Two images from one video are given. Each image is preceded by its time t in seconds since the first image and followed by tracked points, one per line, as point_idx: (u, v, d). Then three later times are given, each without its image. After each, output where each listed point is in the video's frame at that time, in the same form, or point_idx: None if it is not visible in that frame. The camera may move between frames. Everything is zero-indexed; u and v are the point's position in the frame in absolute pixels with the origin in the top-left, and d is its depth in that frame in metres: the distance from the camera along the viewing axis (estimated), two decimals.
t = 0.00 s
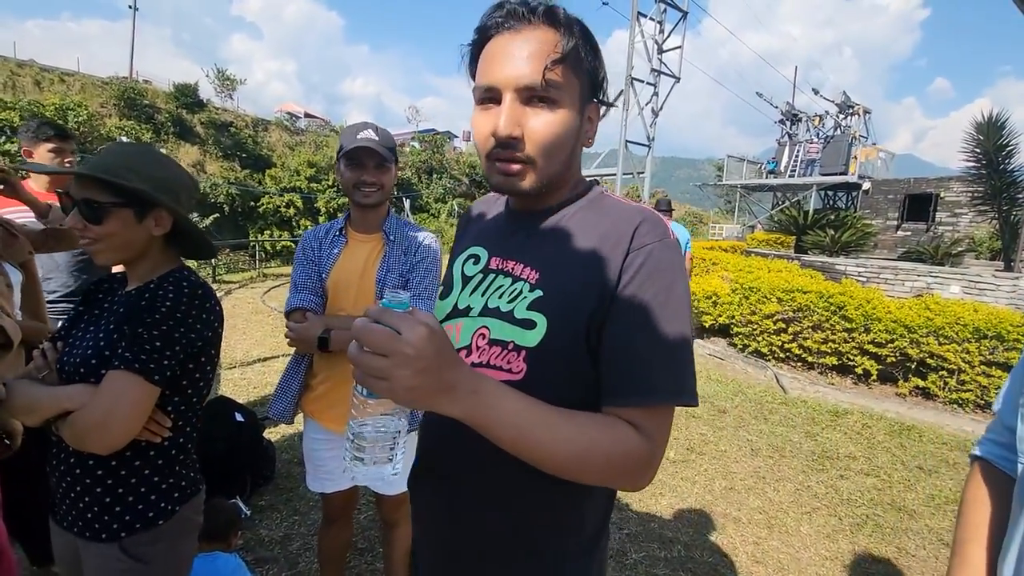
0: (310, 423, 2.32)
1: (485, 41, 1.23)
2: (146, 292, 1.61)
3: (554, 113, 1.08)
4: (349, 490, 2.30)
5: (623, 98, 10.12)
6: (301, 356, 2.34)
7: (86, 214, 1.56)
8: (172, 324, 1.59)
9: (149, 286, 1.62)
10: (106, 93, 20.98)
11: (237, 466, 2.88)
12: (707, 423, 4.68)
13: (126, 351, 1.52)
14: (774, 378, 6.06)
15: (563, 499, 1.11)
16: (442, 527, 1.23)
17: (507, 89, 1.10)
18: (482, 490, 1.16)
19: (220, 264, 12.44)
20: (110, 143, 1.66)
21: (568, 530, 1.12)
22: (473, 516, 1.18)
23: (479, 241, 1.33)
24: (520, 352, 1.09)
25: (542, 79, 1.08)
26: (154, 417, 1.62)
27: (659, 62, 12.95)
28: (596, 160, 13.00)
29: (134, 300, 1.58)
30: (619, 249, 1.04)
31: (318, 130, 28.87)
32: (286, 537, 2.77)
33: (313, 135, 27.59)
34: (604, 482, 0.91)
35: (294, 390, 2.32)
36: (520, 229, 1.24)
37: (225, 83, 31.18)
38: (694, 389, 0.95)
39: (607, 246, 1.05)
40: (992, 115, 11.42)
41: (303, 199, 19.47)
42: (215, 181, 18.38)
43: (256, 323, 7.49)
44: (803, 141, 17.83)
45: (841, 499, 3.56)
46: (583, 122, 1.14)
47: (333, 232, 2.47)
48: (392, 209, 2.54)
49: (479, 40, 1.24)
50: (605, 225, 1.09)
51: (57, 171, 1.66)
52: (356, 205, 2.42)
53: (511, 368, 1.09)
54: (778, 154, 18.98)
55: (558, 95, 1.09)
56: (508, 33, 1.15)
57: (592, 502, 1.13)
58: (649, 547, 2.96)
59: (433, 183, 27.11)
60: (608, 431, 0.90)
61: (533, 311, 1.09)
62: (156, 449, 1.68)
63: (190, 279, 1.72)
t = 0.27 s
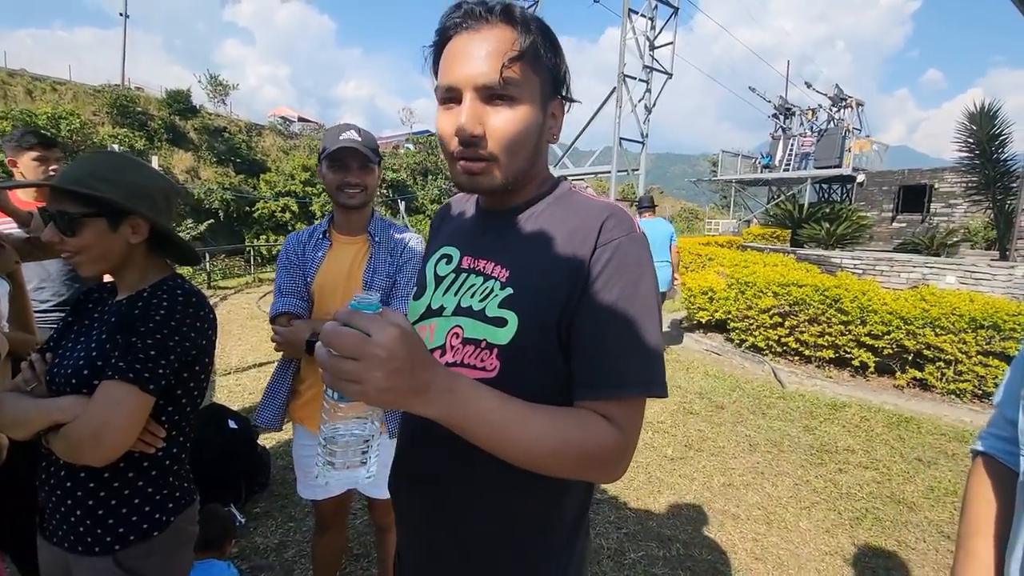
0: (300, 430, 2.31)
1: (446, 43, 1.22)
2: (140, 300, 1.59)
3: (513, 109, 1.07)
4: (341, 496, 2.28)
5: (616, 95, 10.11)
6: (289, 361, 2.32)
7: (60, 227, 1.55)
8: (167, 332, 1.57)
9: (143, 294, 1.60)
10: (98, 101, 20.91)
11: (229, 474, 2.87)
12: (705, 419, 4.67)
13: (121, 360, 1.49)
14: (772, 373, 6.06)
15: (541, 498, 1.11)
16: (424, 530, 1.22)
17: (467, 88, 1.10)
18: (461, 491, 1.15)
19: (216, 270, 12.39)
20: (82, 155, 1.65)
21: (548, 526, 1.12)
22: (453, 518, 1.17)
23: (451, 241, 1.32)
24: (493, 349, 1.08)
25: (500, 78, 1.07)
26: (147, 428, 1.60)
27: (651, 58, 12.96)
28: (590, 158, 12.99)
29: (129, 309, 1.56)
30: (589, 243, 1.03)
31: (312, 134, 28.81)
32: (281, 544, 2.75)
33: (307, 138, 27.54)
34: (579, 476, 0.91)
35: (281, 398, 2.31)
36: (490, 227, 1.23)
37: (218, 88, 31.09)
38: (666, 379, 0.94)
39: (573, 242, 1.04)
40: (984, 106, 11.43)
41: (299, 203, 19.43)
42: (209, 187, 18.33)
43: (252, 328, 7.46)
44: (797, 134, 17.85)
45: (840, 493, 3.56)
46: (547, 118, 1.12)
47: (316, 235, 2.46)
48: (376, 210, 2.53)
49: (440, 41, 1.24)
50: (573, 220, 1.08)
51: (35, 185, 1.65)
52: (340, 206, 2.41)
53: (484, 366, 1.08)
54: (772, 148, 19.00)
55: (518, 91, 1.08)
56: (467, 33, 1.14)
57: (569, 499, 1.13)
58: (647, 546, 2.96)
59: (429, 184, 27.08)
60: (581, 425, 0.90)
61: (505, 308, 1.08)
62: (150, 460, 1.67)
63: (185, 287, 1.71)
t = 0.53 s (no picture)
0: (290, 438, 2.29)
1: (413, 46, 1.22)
2: (125, 309, 1.56)
3: (478, 105, 1.06)
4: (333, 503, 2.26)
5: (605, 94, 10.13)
6: (278, 369, 2.29)
7: (43, 239, 1.53)
8: (156, 339, 1.54)
9: (130, 301, 1.58)
10: (86, 109, 20.75)
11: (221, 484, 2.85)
12: (701, 415, 4.68)
13: (110, 370, 1.47)
14: (767, 367, 6.08)
15: (524, 496, 1.10)
16: (413, 533, 1.21)
17: (432, 89, 1.09)
18: (446, 493, 1.15)
19: (209, 277, 12.32)
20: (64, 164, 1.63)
21: (535, 524, 1.11)
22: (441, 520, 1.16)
23: (432, 244, 1.31)
24: (471, 350, 1.07)
25: (462, 76, 1.07)
26: (143, 440, 1.58)
27: (640, 56, 12.99)
28: (582, 156, 13.01)
29: (115, 317, 1.53)
30: (562, 242, 1.02)
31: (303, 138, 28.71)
32: (277, 553, 2.73)
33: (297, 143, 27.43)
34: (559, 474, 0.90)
35: (270, 407, 2.30)
36: (468, 228, 1.22)
37: (206, 95, 30.93)
38: (642, 374, 0.94)
39: (547, 241, 1.03)
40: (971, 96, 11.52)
41: (291, 208, 19.36)
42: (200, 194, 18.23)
43: (245, 335, 7.42)
44: (786, 129, 17.93)
45: (836, 485, 3.57)
46: (515, 113, 1.11)
47: (302, 240, 2.45)
48: (362, 213, 2.52)
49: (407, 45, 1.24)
50: (547, 219, 1.07)
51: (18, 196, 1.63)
52: (327, 210, 2.40)
53: (465, 368, 1.08)
54: (762, 143, 19.08)
55: (481, 87, 1.07)
56: (430, 35, 1.14)
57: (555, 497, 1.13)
58: (646, 544, 2.95)
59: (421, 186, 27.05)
60: (558, 423, 0.89)
61: (483, 310, 1.07)
62: (149, 473, 1.64)
63: (173, 293, 1.69)
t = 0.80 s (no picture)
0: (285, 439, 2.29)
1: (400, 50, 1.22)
2: (121, 317, 1.53)
3: (462, 107, 1.06)
4: (330, 504, 2.26)
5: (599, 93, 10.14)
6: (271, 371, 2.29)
7: (42, 243, 1.52)
8: (156, 346, 1.52)
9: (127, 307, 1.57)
10: (76, 112, 20.60)
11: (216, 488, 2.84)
12: (697, 413, 4.70)
13: (114, 382, 1.45)
14: (762, 365, 6.10)
15: (520, 496, 1.10)
16: (408, 530, 1.21)
17: (416, 92, 1.09)
18: (440, 490, 1.14)
19: (203, 278, 12.26)
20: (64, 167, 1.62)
21: (530, 524, 1.11)
22: (436, 518, 1.16)
23: (429, 246, 1.31)
24: (466, 351, 1.08)
25: (444, 78, 1.06)
26: (157, 446, 1.57)
27: (634, 55, 13.02)
28: (576, 156, 13.03)
29: (113, 327, 1.51)
30: (553, 240, 1.02)
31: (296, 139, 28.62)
32: (274, 557, 2.72)
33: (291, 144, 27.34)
34: (547, 471, 0.89)
35: (265, 408, 2.30)
36: (463, 230, 1.22)
37: (199, 96, 30.78)
38: (634, 373, 0.94)
39: (540, 240, 1.04)
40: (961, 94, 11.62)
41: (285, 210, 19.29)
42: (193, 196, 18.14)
43: (239, 338, 7.39)
44: (779, 127, 18.02)
45: (832, 481, 3.59)
46: (501, 114, 1.10)
47: (295, 242, 2.44)
48: (354, 214, 2.51)
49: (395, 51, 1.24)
50: (538, 218, 1.07)
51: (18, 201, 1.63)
52: (317, 211, 2.39)
53: (460, 369, 1.08)
54: (755, 142, 19.17)
55: (465, 89, 1.06)
56: (415, 39, 1.14)
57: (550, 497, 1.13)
58: (644, 543, 2.96)
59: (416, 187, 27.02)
60: (546, 419, 0.89)
61: (477, 310, 1.08)
62: (166, 479, 1.63)
63: (168, 296, 1.67)
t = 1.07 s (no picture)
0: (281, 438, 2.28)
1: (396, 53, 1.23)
2: (120, 322, 1.52)
3: (460, 103, 1.06)
4: (327, 504, 2.26)
5: (595, 92, 10.14)
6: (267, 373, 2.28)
7: (37, 245, 1.50)
8: (157, 350, 1.50)
9: (126, 311, 1.55)
10: (69, 111, 20.47)
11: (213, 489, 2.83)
12: (694, 411, 4.71)
13: (116, 388, 1.44)
14: (758, 363, 6.12)
15: (519, 495, 1.09)
16: (405, 524, 1.21)
17: (412, 91, 1.09)
18: (437, 483, 1.15)
19: (198, 279, 12.20)
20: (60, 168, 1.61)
21: (528, 522, 1.10)
22: (432, 512, 1.16)
23: (429, 245, 1.31)
24: (464, 347, 1.07)
25: (441, 75, 1.06)
26: (166, 451, 1.57)
27: (629, 55, 13.06)
28: (572, 156, 13.03)
29: (113, 332, 1.50)
30: (552, 232, 1.02)
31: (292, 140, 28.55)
32: (271, 558, 2.71)
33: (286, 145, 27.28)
34: (536, 463, 0.88)
35: (262, 409, 2.29)
36: (463, 227, 1.22)
37: (194, 96, 30.67)
38: (631, 369, 0.92)
39: (537, 234, 1.04)
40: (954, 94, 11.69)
41: (280, 210, 19.24)
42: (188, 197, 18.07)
43: (235, 339, 7.36)
44: (774, 126, 18.08)
45: (829, 479, 3.60)
46: (499, 111, 1.10)
47: (289, 241, 2.44)
48: (348, 213, 2.51)
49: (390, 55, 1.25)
50: (536, 212, 1.08)
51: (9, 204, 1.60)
52: (311, 211, 2.38)
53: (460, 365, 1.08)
54: (751, 141, 19.23)
55: (463, 86, 1.06)
56: (409, 39, 1.14)
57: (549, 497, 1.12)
58: (642, 541, 2.97)
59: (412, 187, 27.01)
60: (539, 408, 0.88)
61: (475, 306, 1.08)
62: (178, 482, 1.62)
63: (166, 299, 1.64)
